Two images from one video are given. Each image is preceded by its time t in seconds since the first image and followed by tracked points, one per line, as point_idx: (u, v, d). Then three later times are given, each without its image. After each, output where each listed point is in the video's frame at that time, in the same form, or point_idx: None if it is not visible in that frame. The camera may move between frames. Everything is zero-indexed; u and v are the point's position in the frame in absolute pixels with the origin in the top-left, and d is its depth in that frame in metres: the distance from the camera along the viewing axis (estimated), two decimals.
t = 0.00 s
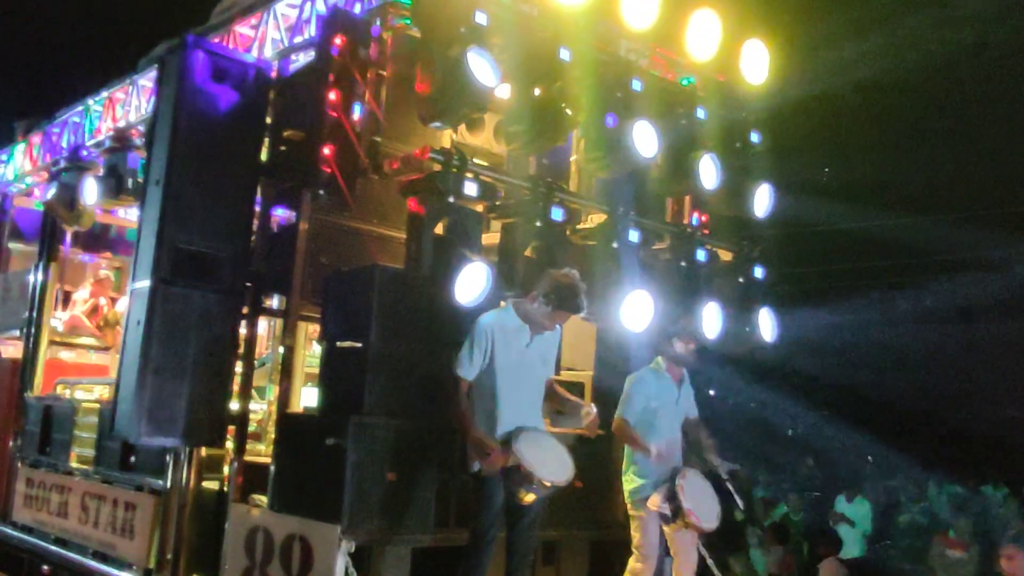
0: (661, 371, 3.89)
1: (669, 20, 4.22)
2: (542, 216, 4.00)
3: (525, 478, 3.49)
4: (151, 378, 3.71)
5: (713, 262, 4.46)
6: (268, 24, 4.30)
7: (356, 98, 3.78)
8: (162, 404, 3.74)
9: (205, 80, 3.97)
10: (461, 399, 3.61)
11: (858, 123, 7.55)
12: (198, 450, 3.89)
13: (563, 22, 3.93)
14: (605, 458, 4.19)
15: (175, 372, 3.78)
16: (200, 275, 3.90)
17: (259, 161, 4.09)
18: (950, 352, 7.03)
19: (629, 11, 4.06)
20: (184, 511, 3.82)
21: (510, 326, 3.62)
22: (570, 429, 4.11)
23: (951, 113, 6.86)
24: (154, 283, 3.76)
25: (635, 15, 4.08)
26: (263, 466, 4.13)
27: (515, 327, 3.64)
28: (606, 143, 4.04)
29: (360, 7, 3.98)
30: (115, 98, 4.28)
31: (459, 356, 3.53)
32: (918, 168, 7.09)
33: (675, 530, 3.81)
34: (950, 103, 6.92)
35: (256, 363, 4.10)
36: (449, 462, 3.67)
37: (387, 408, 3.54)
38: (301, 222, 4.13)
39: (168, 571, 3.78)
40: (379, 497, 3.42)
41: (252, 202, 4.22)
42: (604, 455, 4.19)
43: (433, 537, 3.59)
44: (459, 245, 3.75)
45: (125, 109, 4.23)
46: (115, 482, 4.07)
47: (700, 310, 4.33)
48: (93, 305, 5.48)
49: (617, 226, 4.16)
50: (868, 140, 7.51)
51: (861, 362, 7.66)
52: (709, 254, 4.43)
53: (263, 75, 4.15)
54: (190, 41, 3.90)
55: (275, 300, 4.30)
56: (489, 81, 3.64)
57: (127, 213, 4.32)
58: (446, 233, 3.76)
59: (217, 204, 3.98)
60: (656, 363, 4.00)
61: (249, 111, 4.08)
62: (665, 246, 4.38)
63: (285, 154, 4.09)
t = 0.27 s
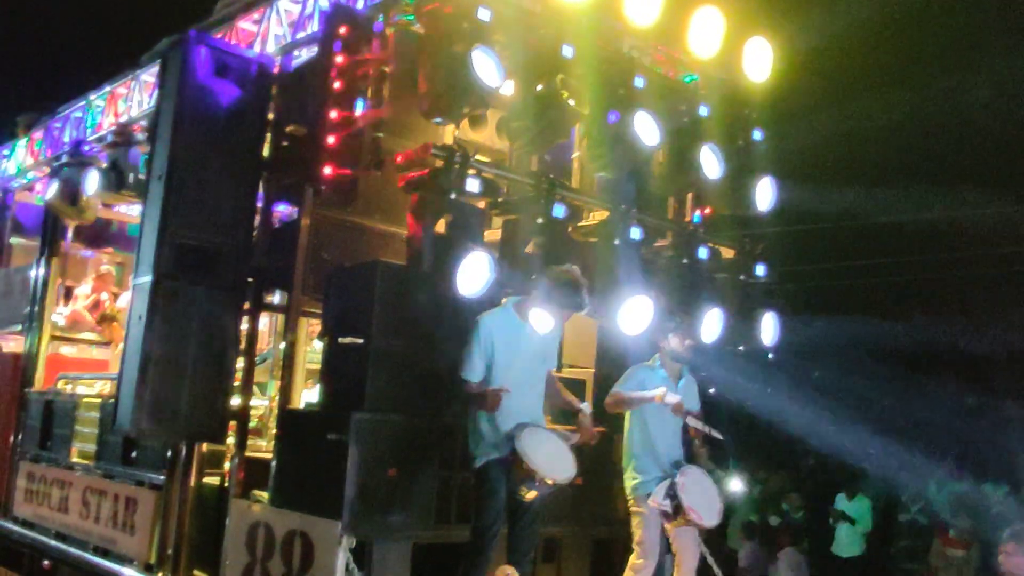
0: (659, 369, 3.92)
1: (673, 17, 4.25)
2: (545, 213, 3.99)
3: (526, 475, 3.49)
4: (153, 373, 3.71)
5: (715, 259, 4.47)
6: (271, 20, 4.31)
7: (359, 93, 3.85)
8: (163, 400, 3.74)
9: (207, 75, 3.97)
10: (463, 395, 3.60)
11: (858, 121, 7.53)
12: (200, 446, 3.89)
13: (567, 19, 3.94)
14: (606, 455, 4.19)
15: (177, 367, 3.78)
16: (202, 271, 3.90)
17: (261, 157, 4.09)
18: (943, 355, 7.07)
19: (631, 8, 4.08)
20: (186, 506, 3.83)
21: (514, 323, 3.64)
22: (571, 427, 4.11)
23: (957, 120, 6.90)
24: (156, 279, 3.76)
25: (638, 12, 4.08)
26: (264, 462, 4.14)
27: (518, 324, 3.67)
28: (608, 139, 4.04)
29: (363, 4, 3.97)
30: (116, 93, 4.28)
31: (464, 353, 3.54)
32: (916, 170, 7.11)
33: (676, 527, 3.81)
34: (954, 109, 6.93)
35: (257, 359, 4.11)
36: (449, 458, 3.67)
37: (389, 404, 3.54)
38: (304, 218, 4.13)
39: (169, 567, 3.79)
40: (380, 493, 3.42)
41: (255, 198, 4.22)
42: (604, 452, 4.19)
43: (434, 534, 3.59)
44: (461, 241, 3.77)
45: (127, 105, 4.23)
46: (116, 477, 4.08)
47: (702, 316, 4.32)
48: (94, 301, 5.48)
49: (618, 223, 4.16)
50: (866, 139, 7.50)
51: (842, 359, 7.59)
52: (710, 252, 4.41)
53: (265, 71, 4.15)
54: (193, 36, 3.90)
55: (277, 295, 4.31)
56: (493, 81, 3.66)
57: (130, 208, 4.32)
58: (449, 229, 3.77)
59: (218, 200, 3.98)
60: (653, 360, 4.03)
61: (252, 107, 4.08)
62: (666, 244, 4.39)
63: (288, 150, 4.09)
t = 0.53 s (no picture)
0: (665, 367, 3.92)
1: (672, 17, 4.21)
2: (547, 210, 4.02)
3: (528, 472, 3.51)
4: (155, 369, 3.73)
5: (716, 257, 4.51)
6: (274, 17, 4.31)
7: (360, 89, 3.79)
8: (167, 395, 3.76)
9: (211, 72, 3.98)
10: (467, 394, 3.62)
11: (858, 119, 6.95)
12: (203, 441, 3.91)
13: (569, 17, 3.99)
14: (607, 451, 4.22)
15: (179, 363, 3.79)
16: (205, 267, 3.91)
17: (265, 153, 4.11)
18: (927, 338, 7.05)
19: (633, 8, 4.01)
20: (189, 502, 3.84)
21: (514, 320, 3.65)
22: (573, 423, 4.13)
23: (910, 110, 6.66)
24: (159, 275, 3.77)
25: (640, 12, 4.01)
26: (268, 457, 4.15)
27: (518, 318, 3.68)
28: (609, 136, 4.06)
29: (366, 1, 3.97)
30: (120, 90, 4.30)
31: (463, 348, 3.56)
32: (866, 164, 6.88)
33: (681, 524, 3.78)
34: (949, 104, 6.57)
35: (260, 354, 4.12)
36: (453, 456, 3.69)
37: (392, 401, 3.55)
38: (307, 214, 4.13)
39: (172, 562, 3.81)
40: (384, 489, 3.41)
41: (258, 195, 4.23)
42: (606, 449, 4.20)
43: (438, 529, 3.61)
44: (461, 239, 3.80)
45: (131, 101, 4.24)
46: (120, 473, 4.10)
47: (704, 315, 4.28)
48: (98, 296, 5.50)
49: (619, 220, 4.15)
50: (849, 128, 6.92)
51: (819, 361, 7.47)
52: (711, 249, 4.47)
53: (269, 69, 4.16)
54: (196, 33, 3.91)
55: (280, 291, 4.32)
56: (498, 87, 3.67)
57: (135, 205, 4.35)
58: (451, 228, 3.80)
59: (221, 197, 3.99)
60: (659, 361, 4.00)
61: (256, 103, 4.09)
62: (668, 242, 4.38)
63: (291, 146, 4.10)
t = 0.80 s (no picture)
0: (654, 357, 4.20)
1: (663, 39, 4.57)
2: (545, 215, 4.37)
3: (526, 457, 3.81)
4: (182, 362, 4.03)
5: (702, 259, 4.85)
6: (291, 35, 4.66)
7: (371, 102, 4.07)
8: (191, 385, 4.05)
9: (232, 85, 4.28)
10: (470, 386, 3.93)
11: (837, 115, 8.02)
12: (224, 429, 4.20)
13: (567, 36, 4.26)
14: (601, 441, 4.51)
15: (203, 357, 4.09)
16: (227, 268, 4.21)
17: (281, 161, 4.40)
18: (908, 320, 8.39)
19: (627, 27, 4.33)
20: (211, 485, 4.14)
21: (513, 316, 3.97)
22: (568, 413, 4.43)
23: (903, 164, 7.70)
24: (184, 275, 4.06)
25: (634, 31, 4.33)
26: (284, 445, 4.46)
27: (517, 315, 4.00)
28: (603, 147, 4.40)
29: (377, 20, 4.25)
30: (148, 101, 4.60)
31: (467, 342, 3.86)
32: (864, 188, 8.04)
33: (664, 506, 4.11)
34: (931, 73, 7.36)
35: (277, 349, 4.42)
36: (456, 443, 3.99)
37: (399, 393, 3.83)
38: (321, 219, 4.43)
39: (196, 540, 4.11)
40: (394, 474, 3.70)
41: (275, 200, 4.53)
42: (598, 438, 4.50)
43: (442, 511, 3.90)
44: (464, 240, 4.07)
45: (158, 111, 4.54)
46: (147, 458, 4.40)
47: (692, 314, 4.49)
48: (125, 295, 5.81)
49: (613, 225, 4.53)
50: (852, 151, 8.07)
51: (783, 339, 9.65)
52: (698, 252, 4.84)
53: (286, 83, 4.47)
54: (219, 49, 4.21)
55: (295, 290, 4.62)
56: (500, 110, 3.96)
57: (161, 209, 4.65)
58: (455, 231, 4.08)
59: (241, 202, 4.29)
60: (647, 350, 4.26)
61: (273, 114, 4.39)
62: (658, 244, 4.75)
63: (306, 155, 4.40)
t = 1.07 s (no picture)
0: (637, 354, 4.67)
1: (651, 55, 5.00)
2: (542, 220, 4.74)
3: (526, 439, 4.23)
4: (208, 354, 4.42)
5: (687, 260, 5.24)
6: (310, 55, 5.08)
7: (382, 116, 4.39)
8: (216, 376, 4.44)
9: (255, 101, 4.67)
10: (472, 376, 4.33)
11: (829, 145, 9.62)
12: (247, 417, 4.59)
13: (562, 56, 4.61)
14: (593, 428, 4.90)
15: (228, 349, 4.48)
16: (249, 268, 4.60)
17: (300, 171, 4.80)
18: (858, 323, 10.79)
19: (618, 47, 4.76)
20: (234, 469, 4.52)
21: (510, 315, 4.41)
22: (563, 402, 4.82)
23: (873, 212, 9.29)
24: (211, 275, 4.45)
25: (623, 51, 4.76)
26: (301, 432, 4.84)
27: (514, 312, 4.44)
28: (597, 158, 4.73)
29: (388, 41, 4.62)
30: (178, 115, 5.00)
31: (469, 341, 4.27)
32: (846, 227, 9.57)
33: (651, 487, 4.51)
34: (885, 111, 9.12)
35: (295, 343, 4.81)
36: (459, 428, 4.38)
37: (407, 382, 4.21)
38: (335, 223, 4.82)
39: (220, 519, 4.50)
40: (401, 456, 4.08)
41: (294, 206, 4.92)
42: (591, 426, 4.89)
43: (445, 491, 4.28)
44: (468, 243, 4.46)
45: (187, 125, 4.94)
46: (176, 443, 4.80)
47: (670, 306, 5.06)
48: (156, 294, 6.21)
49: (604, 230, 4.89)
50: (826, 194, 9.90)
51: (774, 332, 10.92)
52: (681, 255, 5.23)
53: (304, 99, 4.87)
54: (243, 69, 4.61)
55: (312, 289, 5.01)
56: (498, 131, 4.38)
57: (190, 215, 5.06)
58: (459, 235, 4.48)
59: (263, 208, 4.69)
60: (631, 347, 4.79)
61: (291, 128, 4.79)
62: (646, 248, 5.12)
63: (322, 165, 4.79)
